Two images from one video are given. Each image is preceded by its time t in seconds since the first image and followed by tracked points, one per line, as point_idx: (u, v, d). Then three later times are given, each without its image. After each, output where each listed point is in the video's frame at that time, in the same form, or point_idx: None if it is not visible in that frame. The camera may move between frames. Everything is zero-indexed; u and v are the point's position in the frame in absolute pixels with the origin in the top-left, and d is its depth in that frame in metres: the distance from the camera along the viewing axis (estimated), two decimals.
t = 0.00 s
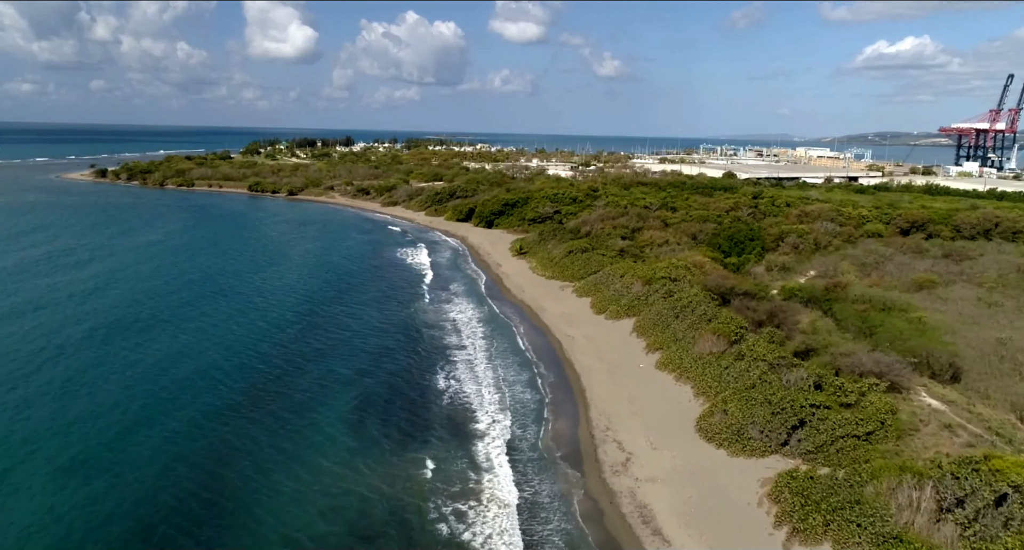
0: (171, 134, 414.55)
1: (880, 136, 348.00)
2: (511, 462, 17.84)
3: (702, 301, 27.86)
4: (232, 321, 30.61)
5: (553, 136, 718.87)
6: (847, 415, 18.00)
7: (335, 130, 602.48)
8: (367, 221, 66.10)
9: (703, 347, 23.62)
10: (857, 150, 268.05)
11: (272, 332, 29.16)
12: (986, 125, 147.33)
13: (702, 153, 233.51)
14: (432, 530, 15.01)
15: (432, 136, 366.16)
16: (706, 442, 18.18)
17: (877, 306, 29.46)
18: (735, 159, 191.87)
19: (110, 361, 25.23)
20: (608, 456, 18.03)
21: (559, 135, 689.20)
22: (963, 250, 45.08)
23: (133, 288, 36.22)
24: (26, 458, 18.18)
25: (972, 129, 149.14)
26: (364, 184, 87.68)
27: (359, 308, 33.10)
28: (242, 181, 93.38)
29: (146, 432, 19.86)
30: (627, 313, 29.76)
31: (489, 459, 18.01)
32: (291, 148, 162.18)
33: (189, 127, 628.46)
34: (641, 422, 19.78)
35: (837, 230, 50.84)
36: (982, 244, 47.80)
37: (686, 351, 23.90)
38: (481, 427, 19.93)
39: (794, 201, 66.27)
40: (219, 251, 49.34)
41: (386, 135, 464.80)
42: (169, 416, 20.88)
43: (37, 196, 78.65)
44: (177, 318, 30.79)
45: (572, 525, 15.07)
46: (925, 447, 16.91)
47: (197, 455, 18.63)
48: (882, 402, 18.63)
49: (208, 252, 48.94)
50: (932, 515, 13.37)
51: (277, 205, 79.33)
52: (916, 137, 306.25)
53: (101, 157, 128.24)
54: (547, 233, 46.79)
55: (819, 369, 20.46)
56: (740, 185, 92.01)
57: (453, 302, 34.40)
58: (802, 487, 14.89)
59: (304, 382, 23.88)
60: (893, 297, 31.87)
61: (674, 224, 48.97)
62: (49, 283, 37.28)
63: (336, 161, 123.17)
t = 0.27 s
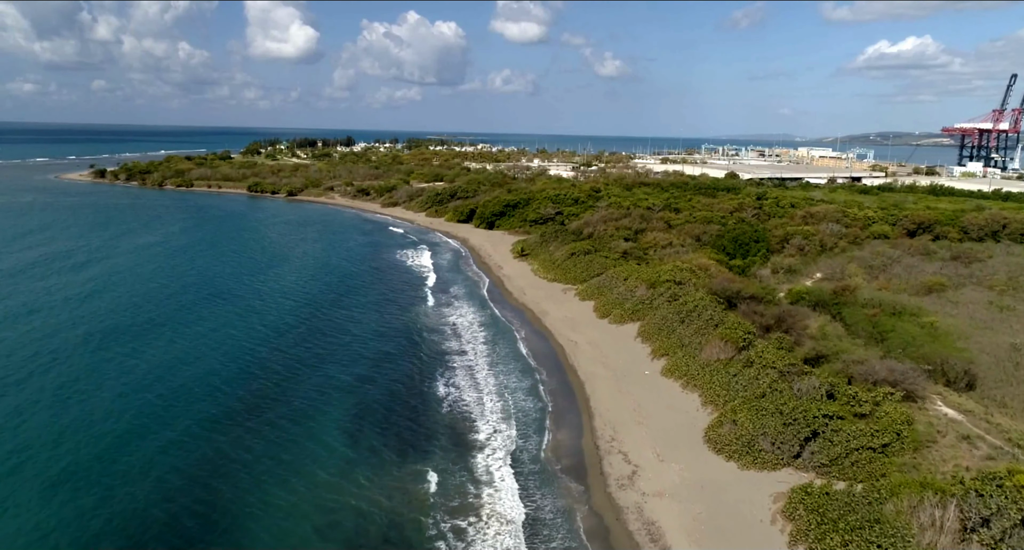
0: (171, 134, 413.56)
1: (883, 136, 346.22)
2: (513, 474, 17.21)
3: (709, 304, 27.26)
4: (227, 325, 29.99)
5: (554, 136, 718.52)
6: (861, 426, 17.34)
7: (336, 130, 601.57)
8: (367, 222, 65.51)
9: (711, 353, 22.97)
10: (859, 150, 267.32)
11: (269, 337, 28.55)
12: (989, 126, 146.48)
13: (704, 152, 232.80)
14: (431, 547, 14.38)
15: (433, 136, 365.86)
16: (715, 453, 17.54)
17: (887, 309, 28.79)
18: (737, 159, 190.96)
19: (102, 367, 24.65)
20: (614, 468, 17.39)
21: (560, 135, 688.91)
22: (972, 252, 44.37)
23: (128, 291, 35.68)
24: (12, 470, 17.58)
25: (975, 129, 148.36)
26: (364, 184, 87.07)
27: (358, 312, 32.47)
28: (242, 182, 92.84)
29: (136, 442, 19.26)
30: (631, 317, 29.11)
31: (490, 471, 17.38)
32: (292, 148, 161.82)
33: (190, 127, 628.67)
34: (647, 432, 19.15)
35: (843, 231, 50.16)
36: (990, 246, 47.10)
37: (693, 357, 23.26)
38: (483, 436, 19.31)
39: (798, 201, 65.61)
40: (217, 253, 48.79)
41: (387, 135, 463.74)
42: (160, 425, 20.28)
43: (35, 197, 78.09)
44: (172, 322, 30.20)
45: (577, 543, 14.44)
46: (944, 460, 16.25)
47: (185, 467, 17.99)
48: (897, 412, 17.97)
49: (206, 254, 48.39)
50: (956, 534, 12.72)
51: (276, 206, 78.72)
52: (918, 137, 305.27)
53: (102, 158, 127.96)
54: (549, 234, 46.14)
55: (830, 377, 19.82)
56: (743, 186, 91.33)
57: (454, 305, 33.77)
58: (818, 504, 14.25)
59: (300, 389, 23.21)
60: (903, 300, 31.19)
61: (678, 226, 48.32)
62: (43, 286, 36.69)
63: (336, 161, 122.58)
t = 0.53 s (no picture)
0: (172, 134, 412.92)
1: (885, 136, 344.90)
2: (516, 492, 16.39)
3: (717, 310, 26.39)
4: (222, 331, 29.20)
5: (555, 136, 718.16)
6: (881, 441, 16.50)
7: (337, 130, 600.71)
8: (367, 223, 64.73)
9: (720, 362, 22.14)
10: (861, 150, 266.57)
11: (264, 343, 27.76)
12: (993, 126, 145.44)
13: (706, 153, 231.87)
14: None
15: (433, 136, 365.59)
16: (727, 470, 16.71)
17: (901, 315, 27.92)
18: (740, 159, 190.04)
19: (91, 375, 23.89)
20: (621, 485, 16.58)
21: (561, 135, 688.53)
22: (983, 254, 43.46)
23: (121, 295, 34.92)
24: None
25: (979, 130, 147.28)
26: (364, 184, 86.28)
27: (356, 317, 31.67)
28: (241, 182, 92.08)
29: (121, 457, 18.47)
30: (636, 323, 28.28)
31: (491, 489, 16.56)
32: (292, 148, 161.38)
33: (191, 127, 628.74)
34: (655, 446, 18.33)
35: (851, 233, 49.30)
36: (1001, 248, 46.19)
37: (701, 366, 22.39)
38: (483, 450, 18.49)
39: (804, 202, 64.73)
40: (214, 255, 48.01)
41: (389, 135, 462.97)
42: (149, 438, 19.50)
43: (32, 197, 77.37)
44: (165, 328, 29.44)
45: None
46: (970, 478, 15.42)
47: (174, 483, 17.21)
48: (918, 425, 17.13)
49: (202, 256, 47.60)
50: None
51: (275, 207, 77.92)
52: (921, 137, 304.45)
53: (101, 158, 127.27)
54: (551, 237, 45.31)
55: (847, 389, 18.94)
56: (746, 186, 90.49)
57: (454, 310, 32.95)
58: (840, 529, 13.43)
59: (294, 399, 22.41)
60: (916, 305, 30.32)
61: (683, 228, 47.48)
62: (35, 289, 35.94)
63: (336, 162, 121.86)
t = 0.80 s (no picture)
0: (173, 135, 412.67)
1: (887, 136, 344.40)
2: (518, 510, 15.65)
3: (724, 316, 25.65)
4: (215, 336, 28.51)
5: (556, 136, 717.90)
6: (901, 456, 15.72)
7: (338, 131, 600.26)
8: (366, 224, 64.02)
9: (728, 370, 21.41)
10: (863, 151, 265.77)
11: (258, 349, 27.06)
12: (996, 126, 144.58)
13: (708, 152, 231.06)
14: None
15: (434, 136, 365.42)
16: (740, 487, 15.95)
17: (913, 321, 27.18)
18: (741, 160, 189.40)
19: (80, 383, 23.20)
20: (628, 502, 15.84)
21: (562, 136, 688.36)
22: (993, 257, 42.68)
23: (114, 299, 34.25)
24: None
25: (982, 130, 146.52)
26: (364, 185, 85.63)
27: (353, 321, 30.96)
28: (241, 183, 91.45)
29: (107, 470, 17.78)
30: (641, 329, 27.54)
31: (492, 506, 15.82)
32: (292, 148, 160.84)
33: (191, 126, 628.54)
34: (663, 460, 17.58)
35: (857, 235, 48.57)
36: (1010, 250, 45.42)
37: (710, 375, 21.64)
38: (484, 464, 17.75)
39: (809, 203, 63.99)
40: (211, 257, 47.37)
41: (390, 135, 462.57)
42: (137, 450, 18.81)
43: (29, 198, 76.70)
44: (157, 333, 28.75)
45: None
46: (996, 496, 14.64)
47: (160, 499, 16.51)
48: (939, 438, 16.36)
49: (199, 258, 46.95)
50: None
51: (274, 208, 77.25)
52: (922, 138, 303.80)
53: (101, 158, 126.74)
54: (553, 238, 44.57)
55: (862, 400, 18.18)
56: (749, 187, 89.78)
57: (454, 314, 32.22)
58: None
59: (289, 408, 21.73)
60: (927, 310, 29.60)
61: (686, 229, 46.77)
62: (27, 293, 35.22)
63: (336, 162, 121.24)
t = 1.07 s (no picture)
0: (174, 135, 412.28)
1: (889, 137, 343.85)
2: (520, 527, 15.01)
3: (731, 321, 24.99)
4: (211, 341, 27.91)
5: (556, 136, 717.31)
6: (919, 470, 15.08)
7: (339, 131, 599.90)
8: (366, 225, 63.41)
9: (736, 378, 20.76)
10: (865, 151, 265.07)
11: (254, 355, 26.45)
12: (999, 126, 143.83)
13: (709, 153, 230.41)
14: None
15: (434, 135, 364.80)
16: (751, 502, 15.32)
17: (924, 325, 26.54)
18: (743, 160, 188.69)
19: (70, 390, 22.61)
20: (635, 518, 15.21)
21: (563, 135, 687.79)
22: (1001, 259, 42.04)
23: (108, 302, 33.67)
24: None
25: (984, 131, 145.78)
26: (364, 185, 85.00)
27: (351, 325, 30.33)
28: (240, 183, 90.88)
29: (94, 484, 17.18)
30: (645, 333, 26.91)
31: (493, 523, 15.19)
32: (292, 148, 160.31)
33: (191, 126, 628.16)
34: (671, 473, 16.95)
35: (862, 236, 47.94)
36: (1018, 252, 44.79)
37: (718, 382, 21.00)
38: (485, 477, 17.12)
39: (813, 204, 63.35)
40: (208, 259, 46.77)
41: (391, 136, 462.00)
42: (127, 462, 18.22)
43: (26, 199, 76.05)
44: (150, 338, 28.15)
45: None
46: (1020, 512, 13.99)
47: (148, 515, 15.91)
48: (959, 451, 15.70)
49: (196, 260, 46.37)
50: None
51: (273, 208, 76.64)
52: (924, 139, 303.01)
53: (100, 158, 126.23)
54: (554, 240, 43.94)
55: (877, 410, 17.53)
56: (752, 187, 89.15)
57: (454, 317, 31.59)
58: None
59: (283, 416, 21.12)
60: (938, 314, 28.97)
61: (689, 231, 46.12)
62: (20, 296, 34.58)
63: (336, 162, 120.68)
